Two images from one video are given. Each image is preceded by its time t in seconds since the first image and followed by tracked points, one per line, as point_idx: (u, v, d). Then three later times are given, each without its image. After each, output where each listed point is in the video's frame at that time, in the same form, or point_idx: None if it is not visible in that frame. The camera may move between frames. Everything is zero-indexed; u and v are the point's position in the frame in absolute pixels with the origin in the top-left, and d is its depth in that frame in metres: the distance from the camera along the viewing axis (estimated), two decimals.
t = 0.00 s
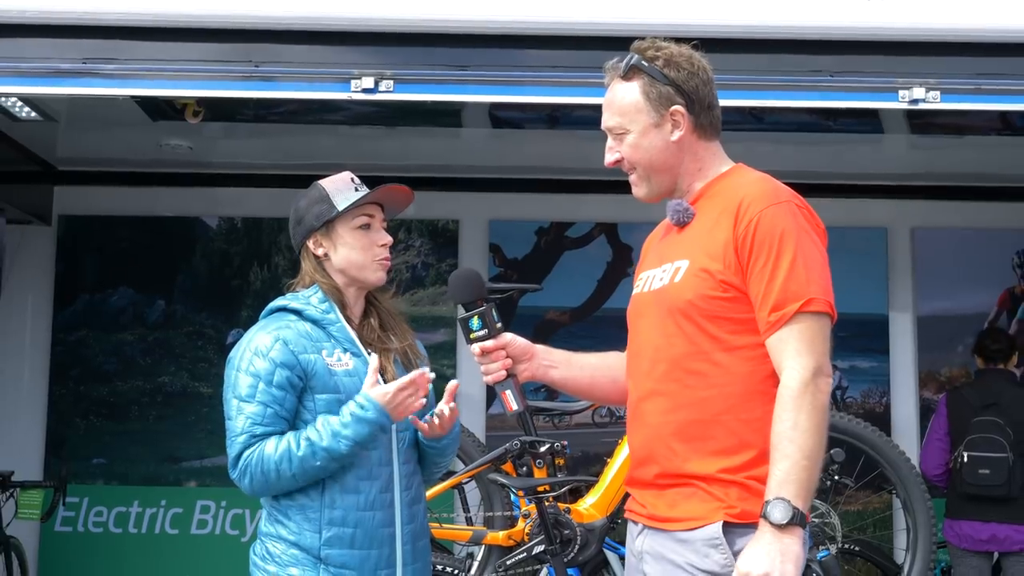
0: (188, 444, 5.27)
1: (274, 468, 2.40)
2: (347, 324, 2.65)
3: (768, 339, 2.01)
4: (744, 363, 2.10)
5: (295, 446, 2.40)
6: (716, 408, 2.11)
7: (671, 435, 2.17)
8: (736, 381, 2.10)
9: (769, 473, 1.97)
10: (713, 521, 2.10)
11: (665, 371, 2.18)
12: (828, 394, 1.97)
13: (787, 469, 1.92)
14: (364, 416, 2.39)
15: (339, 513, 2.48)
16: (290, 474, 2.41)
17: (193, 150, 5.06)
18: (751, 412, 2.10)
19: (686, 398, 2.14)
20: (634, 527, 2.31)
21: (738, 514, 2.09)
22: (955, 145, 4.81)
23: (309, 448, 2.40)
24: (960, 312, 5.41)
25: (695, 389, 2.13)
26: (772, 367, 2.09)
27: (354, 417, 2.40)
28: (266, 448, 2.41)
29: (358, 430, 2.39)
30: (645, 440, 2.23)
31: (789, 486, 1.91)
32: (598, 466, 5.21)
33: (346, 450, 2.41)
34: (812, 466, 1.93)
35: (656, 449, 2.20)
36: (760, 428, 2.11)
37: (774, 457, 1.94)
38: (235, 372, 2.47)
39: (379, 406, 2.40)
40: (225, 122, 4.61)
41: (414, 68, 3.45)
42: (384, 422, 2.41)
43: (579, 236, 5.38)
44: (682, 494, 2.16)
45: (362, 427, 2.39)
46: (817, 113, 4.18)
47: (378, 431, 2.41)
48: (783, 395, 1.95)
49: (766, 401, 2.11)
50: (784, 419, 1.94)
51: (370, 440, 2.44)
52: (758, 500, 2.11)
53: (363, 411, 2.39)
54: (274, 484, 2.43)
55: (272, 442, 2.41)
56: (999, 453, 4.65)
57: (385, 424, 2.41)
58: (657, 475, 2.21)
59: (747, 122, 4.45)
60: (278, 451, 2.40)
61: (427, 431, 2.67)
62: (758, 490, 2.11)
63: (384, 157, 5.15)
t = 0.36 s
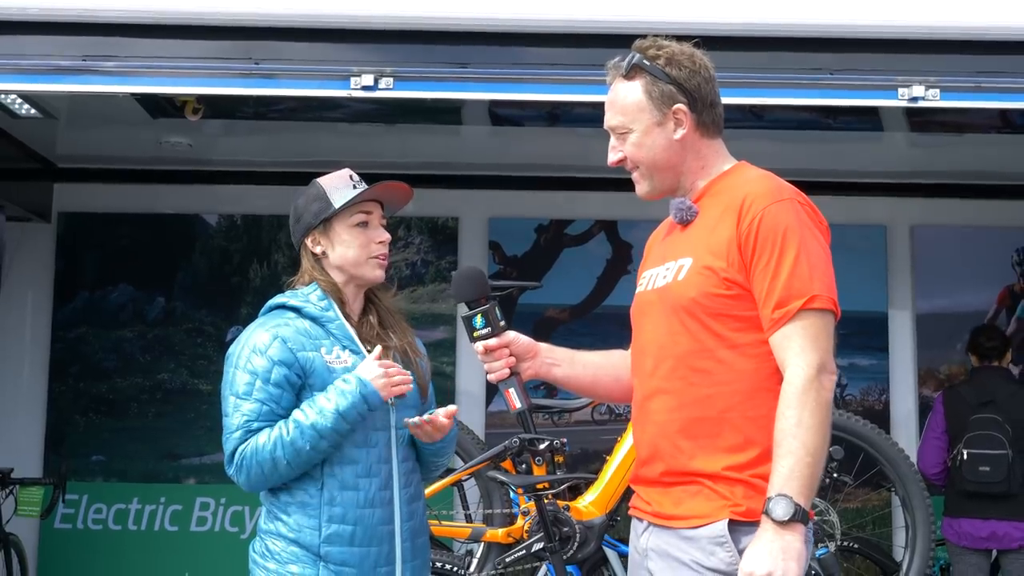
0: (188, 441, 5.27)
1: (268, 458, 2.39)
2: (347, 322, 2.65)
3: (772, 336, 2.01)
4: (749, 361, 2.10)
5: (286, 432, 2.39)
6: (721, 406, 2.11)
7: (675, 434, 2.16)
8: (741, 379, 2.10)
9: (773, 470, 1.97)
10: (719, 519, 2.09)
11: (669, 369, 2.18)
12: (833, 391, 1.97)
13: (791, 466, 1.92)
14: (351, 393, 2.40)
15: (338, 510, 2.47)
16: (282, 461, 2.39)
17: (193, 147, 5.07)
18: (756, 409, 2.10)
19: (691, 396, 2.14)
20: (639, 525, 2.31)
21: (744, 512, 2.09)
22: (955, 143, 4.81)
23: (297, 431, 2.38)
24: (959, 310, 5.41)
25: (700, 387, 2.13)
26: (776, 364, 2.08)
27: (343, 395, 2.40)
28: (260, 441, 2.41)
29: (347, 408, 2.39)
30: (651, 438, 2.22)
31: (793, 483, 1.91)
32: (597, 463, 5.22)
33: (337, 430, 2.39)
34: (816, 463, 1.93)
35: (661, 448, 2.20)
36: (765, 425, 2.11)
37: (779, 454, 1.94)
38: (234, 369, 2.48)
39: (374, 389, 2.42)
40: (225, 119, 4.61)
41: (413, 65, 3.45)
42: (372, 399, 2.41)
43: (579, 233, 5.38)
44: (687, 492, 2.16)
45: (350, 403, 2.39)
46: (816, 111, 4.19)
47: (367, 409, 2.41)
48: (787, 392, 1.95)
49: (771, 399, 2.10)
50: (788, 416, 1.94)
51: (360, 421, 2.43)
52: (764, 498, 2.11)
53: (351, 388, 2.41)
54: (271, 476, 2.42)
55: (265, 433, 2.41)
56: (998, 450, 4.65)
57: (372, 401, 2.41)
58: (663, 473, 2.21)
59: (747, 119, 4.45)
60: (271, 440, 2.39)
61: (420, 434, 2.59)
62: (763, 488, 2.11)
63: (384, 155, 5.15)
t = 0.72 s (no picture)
0: (186, 434, 5.27)
1: (275, 447, 2.38)
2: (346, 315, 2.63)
3: (773, 331, 2.01)
4: (749, 355, 2.10)
5: (303, 429, 2.40)
6: (721, 400, 2.11)
7: (675, 427, 2.17)
8: (742, 373, 2.10)
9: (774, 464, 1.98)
10: (718, 513, 2.10)
11: (670, 363, 2.18)
12: (834, 386, 1.97)
13: (793, 461, 1.93)
14: (374, 414, 2.44)
15: (335, 504, 2.47)
16: (290, 448, 2.38)
17: (190, 140, 5.06)
18: (757, 403, 2.10)
19: (691, 390, 2.14)
20: (637, 519, 2.31)
21: (743, 506, 2.09)
22: (953, 138, 4.82)
23: (313, 428, 2.41)
24: (956, 304, 5.43)
25: (700, 381, 2.13)
26: (777, 358, 2.08)
27: (364, 412, 2.45)
28: (268, 426, 2.39)
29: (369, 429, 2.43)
30: (649, 432, 2.23)
31: (795, 478, 1.91)
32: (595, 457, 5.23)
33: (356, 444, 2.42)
34: (818, 457, 1.93)
35: (661, 442, 2.20)
36: (765, 420, 2.11)
37: (781, 449, 1.94)
38: (234, 357, 2.47)
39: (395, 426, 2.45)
40: (223, 112, 4.60)
41: (412, 58, 3.44)
42: (391, 427, 2.44)
43: (576, 227, 5.39)
44: (686, 486, 2.16)
45: (371, 420, 2.43)
46: (815, 105, 4.19)
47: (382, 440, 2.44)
48: (789, 387, 1.95)
49: (772, 393, 2.11)
50: (791, 410, 1.94)
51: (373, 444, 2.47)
52: (764, 493, 2.11)
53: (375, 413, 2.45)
54: (274, 462, 2.39)
55: (276, 423, 2.40)
56: (994, 444, 4.65)
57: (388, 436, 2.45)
58: (662, 466, 2.21)
59: (745, 113, 4.45)
60: (283, 433, 2.39)
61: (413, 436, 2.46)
62: (763, 482, 2.11)
63: (382, 148, 5.14)
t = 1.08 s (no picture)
0: (184, 431, 5.27)
1: (275, 441, 2.37)
2: (345, 311, 2.61)
3: (771, 327, 2.01)
4: (747, 352, 2.10)
5: (302, 418, 2.40)
6: (719, 397, 2.11)
7: (673, 424, 2.17)
8: (740, 370, 2.10)
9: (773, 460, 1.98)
10: (717, 510, 2.10)
11: (667, 360, 2.17)
12: (833, 382, 1.97)
13: (792, 457, 1.93)
14: (373, 400, 2.45)
15: (333, 501, 2.47)
16: (291, 441, 2.38)
17: (188, 136, 5.06)
18: (755, 400, 2.10)
19: (689, 387, 2.14)
20: (634, 516, 2.31)
21: (741, 504, 2.09)
22: (951, 133, 4.82)
23: (313, 417, 2.40)
24: (954, 300, 5.43)
25: (699, 378, 2.13)
26: (775, 355, 2.08)
27: (363, 398, 2.46)
28: (268, 421, 2.38)
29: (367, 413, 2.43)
30: (647, 429, 2.23)
31: (795, 474, 1.91)
32: (593, 454, 5.23)
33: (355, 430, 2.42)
34: (818, 454, 1.93)
35: (659, 439, 2.20)
36: (762, 416, 2.11)
37: (780, 445, 1.94)
38: (234, 352, 2.46)
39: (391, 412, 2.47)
40: (221, 109, 4.60)
41: (410, 54, 3.44)
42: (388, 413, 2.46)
43: (574, 224, 5.39)
44: (684, 483, 2.16)
45: (370, 407, 2.44)
46: (812, 101, 4.19)
47: (381, 425, 2.45)
48: (788, 383, 1.95)
49: (770, 390, 2.11)
50: (789, 407, 1.94)
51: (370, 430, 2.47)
52: (762, 490, 2.11)
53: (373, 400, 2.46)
54: (275, 456, 2.38)
55: (275, 417, 2.39)
56: (987, 440, 4.66)
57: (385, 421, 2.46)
58: (660, 464, 2.21)
59: (743, 109, 4.45)
60: (282, 425, 2.38)
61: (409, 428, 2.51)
62: (761, 479, 2.11)
63: (380, 145, 5.14)
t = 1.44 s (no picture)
0: (184, 434, 5.27)
1: (274, 455, 2.38)
2: (344, 314, 2.61)
3: (770, 331, 2.01)
4: (746, 355, 2.09)
5: (300, 431, 2.39)
6: (719, 400, 2.11)
7: (672, 428, 2.16)
8: (739, 374, 2.09)
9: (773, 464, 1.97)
10: (718, 513, 2.09)
11: (667, 363, 2.17)
12: (832, 386, 1.97)
13: (792, 461, 1.92)
14: (371, 409, 2.42)
15: (335, 505, 2.47)
16: (290, 454, 2.38)
17: (189, 139, 5.06)
18: (754, 404, 2.10)
19: (689, 391, 2.14)
20: (635, 520, 2.31)
21: (742, 507, 2.09)
22: (951, 136, 4.82)
23: (311, 428, 2.39)
24: (955, 303, 5.43)
25: (698, 381, 2.12)
26: (774, 358, 2.08)
27: (362, 406, 2.43)
28: (268, 434, 2.38)
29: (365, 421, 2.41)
30: (646, 433, 2.22)
31: (794, 478, 1.91)
32: (593, 457, 5.23)
33: (354, 441, 2.41)
34: (817, 457, 1.93)
35: (658, 442, 2.19)
36: (762, 420, 2.10)
37: (780, 449, 1.94)
38: (234, 361, 2.46)
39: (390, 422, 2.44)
40: (221, 112, 4.60)
41: (410, 57, 3.44)
42: (386, 421, 2.43)
43: (574, 227, 5.39)
44: (684, 487, 2.16)
45: (368, 416, 2.41)
46: (812, 104, 4.19)
47: (381, 432, 2.42)
48: (787, 387, 1.95)
49: (769, 393, 2.10)
50: (788, 411, 1.94)
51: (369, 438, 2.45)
52: (762, 493, 2.11)
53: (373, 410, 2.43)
54: (275, 469, 2.39)
55: (275, 430, 2.39)
56: (988, 443, 4.65)
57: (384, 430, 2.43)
58: (660, 468, 2.20)
59: (743, 112, 4.44)
60: (281, 440, 2.38)
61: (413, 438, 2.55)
62: (761, 483, 2.11)
63: (381, 147, 5.14)
